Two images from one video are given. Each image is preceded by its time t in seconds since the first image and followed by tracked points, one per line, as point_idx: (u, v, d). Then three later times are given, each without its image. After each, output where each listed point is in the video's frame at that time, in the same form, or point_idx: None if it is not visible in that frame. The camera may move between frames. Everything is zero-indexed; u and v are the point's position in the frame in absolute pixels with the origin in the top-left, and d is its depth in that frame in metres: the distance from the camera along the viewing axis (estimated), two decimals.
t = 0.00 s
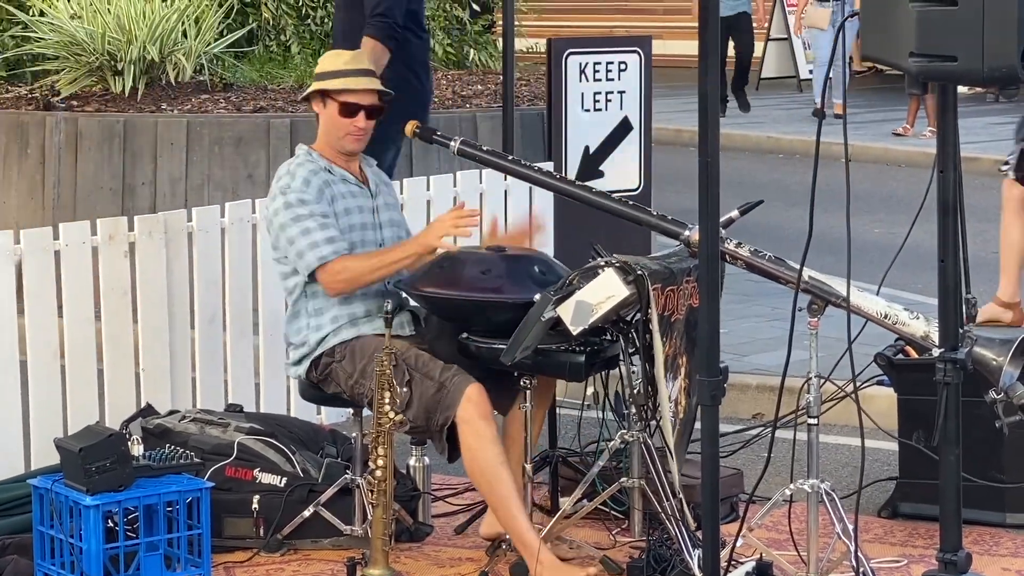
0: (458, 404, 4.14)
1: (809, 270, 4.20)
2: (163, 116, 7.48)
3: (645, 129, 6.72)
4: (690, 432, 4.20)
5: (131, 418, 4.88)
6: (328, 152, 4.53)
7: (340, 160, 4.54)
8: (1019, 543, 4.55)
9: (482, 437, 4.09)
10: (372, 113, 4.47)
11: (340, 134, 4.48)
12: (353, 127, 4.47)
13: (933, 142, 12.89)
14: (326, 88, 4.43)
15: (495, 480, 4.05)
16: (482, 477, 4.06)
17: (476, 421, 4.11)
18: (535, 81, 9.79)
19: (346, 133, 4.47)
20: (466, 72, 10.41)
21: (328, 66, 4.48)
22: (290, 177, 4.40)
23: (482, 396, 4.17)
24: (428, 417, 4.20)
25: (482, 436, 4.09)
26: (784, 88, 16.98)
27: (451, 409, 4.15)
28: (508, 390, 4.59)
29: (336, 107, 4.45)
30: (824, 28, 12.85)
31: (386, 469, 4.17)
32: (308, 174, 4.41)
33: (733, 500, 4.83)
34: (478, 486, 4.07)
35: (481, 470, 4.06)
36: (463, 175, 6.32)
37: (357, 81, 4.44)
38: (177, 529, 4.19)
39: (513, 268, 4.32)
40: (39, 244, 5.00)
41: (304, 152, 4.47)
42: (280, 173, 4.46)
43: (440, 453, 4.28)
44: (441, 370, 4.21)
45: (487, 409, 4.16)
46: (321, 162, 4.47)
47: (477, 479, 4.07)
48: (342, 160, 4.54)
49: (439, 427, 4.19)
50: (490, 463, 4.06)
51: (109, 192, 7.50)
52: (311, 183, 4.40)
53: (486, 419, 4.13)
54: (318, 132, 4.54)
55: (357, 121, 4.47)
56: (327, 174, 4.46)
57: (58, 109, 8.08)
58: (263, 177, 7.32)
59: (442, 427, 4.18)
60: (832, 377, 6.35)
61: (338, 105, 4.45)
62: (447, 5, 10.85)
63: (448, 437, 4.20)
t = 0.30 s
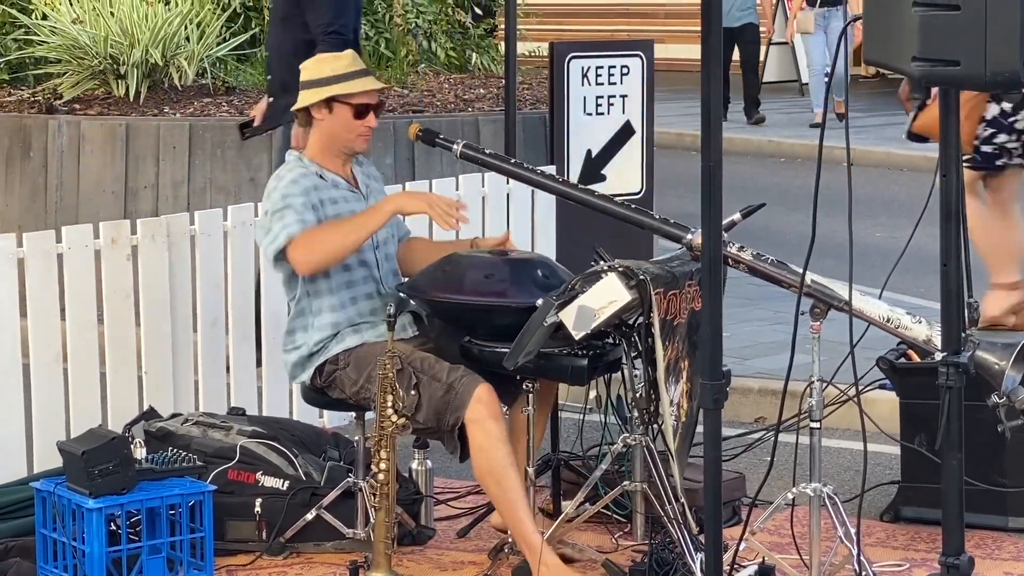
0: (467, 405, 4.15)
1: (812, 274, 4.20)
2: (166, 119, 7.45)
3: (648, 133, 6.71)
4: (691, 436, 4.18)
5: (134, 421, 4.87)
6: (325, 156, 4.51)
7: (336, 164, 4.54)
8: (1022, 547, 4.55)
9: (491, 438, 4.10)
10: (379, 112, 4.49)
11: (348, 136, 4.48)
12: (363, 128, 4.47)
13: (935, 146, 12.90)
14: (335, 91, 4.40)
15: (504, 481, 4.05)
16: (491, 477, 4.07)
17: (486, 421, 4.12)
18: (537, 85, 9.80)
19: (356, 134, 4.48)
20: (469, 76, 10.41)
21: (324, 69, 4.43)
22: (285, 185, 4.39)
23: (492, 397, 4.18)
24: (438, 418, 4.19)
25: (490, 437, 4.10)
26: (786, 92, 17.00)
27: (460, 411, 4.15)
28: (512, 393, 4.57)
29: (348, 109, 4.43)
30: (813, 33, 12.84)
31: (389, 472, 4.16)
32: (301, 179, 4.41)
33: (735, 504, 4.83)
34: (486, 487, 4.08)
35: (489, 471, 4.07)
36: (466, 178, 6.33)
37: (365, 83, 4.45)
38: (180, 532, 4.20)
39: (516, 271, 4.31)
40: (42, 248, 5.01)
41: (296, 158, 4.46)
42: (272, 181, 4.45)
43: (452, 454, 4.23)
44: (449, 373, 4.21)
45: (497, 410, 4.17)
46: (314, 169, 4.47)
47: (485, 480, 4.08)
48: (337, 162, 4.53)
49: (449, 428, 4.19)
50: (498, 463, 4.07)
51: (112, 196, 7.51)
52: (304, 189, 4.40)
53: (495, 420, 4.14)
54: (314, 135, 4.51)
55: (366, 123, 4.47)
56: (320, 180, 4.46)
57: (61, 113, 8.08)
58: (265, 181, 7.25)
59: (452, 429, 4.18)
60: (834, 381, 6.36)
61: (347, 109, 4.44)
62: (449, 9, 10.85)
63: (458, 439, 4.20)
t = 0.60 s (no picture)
0: (466, 407, 4.16)
1: (816, 279, 4.20)
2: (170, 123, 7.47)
3: (652, 136, 6.73)
4: (695, 440, 4.16)
5: (137, 424, 4.89)
6: (338, 180, 4.47)
7: (349, 189, 4.49)
8: None
9: (492, 441, 4.09)
10: (401, 157, 4.39)
11: (360, 169, 4.39)
12: (378, 167, 4.38)
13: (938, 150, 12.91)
14: (361, 126, 4.32)
15: (506, 483, 4.05)
16: (493, 480, 4.06)
17: (486, 424, 4.12)
18: (541, 89, 9.80)
19: (369, 170, 4.39)
20: (473, 80, 10.41)
21: (363, 99, 4.36)
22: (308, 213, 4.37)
23: (492, 400, 4.19)
24: (437, 418, 4.23)
25: (491, 440, 4.10)
26: (790, 96, 17.00)
27: (458, 412, 4.17)
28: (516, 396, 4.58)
29: (369, 145, 4.36)
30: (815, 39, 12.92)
31: (392, 475, 4.16)
32: (321, 209, 4.38)
33: (739, 507, 4.82)
34: (488, 490, 4.07)
35: (491, 474, 4.06)
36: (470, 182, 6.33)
37: (393, 129, 4.33)
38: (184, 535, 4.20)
39: (521, 273, 4.32)
40: (46, 251, 5.02)
41: (314, 182, 4.43)
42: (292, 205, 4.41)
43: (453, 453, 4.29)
44: (451, 373, 4.24)
45: (497, 414, 4.17)
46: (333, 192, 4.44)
47: (486, 482, 4.07)
48: (350, 188, 4.49)
49: (446, 429, 4.22)
50: (499, 466, 4.06)
51: (116, 199, 7.52)
52: (324, 223, 4.37)
53: (495, 423, 4.14)
54: (336, 155, 4.46)
55: (383, 164, 4.38)
56: (338, 209, 4.43)
57: (65, 116, 8.09)
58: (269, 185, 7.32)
59: (451, 430, 4.21)
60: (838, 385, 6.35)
61: (369, 144, 4.36)
62: (453, 13, 10.86)
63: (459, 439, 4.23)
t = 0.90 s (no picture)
0: (477, 403, 4.18)
1: (824, 282, 4.21)
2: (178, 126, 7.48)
3: (660, 140, 6.72)
4: (701, 443, 4.16)
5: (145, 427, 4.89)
6: (354, 171, 4.49)
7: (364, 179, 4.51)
8: None
9: (498, 439, 4.13)
10: (400, 138, 4.43)
11: (365, 156, 4.45)
12: (380, 151, 4.44)
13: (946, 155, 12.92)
14: (355, 111, 4.39)
15: (503, 485, 4.10)
16: (493, 478, 4.11)
17: (494, 422, 4.15)
18: (548, 93, 9.80)
19: (372, 155, 4.44)
20: (480, 84, 10.41)
21: (358, 86, 4.43)
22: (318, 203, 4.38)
23: (503, 398, 4.21)
24: (448, 414, 4.24)
25: (498, 438, 4.14)
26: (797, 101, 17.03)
27: (469, 408, 4.19)
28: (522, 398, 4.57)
29: (365, 129, 4.42)
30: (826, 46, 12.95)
31: (400, 480, 4.14)
32: (337, 199, 4.39)
33: (746, 511, 4.83)
34: (486, 486, 4.12)
35: (492, 471, 4.10)
36: (478, 186, 6.33)
37: (387, 109, 4.39)
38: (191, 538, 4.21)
39: (529, 277, 4.34)
40: (54, 255, 5.01)
41: (332, 172, 4.44)
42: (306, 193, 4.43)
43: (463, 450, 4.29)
44: (461, 369, 4.26)
45: (507, 411, 4.20)
46: (349, 184, 4.44)
47: (486, 479, 4.11)
48: (368, 179, 4.51)
49: (458, 424, 4.23)
50: (502, 466, 4.10)
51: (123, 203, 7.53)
52: (338, 213, 4.39)
53: (504, 421, 4.17)
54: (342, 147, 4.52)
55: (383, 147, 4.44)
56: (355, 200, 4.43)
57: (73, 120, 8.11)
58: (277, 188, 7.33)
59: (461, 425, 4.22)
60: (846, 389, 6.35)
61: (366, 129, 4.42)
62: (460, 17, 10.76)
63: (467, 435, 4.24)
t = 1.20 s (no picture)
0: (471, 414, 4.16)
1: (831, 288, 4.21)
2: (185, 131, 7.49)
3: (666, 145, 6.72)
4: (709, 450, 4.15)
5: (153, 431, 4.90)
6: (354, 174, 4.52)
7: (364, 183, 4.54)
8: None
9: (491, 451, 4.11)
10: (404, 148, 4.44)
11: (368, 162, 4.47)
12: (381, 158, 4.45)
13: (953, 161, 12.91)
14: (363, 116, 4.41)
15: (496, 495, 4.10)
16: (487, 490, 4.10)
17: (486, 433, 4.12)
18: (555, 98, 9.81)
19: (374, 162, 4.46)
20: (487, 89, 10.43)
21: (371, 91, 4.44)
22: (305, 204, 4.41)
23: (497, 408, 4.18)
24: (443, 425, 4.20)
25: (491, 450, 4.11)
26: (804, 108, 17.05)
27: (464, 420, 4.16)
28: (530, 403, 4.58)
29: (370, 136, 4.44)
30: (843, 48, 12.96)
31: (408, 484, 4.13)
32: (324, 197, 4.41)
33: (754, 517, 4.82)
34: (483, 499, 4.12)
35: (487, 484, 4.09)
36: (485, 192, 6.33)
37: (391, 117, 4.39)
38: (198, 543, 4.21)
39: (536, 284, 4.31)
40: (62, 259, 5.02)
41: (325, 172, 4.47)
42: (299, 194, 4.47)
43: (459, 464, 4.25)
44: (457, 381, 4.24)
45: (500, 422, 4.17)
46: (341, 185, 4.47)
47: (482, 492, 4.11)
48: (364, 183, 4.54)
49: (453, 436, 4.20)
50: (496, 478, 4.09)
51: (130, 208, 7.53)
52: (321, 213, 4.39)
53: (497, 432, 4.14)
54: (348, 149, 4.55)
55: (387, 155, 4.44)
56: (345, 199, 4.45)
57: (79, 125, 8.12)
58: (284, 193, 7.33)
59: (455, 437, 4.19)
60: (854, 394, 6.35)
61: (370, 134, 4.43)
62: (467, 22, 10.82)
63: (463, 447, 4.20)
